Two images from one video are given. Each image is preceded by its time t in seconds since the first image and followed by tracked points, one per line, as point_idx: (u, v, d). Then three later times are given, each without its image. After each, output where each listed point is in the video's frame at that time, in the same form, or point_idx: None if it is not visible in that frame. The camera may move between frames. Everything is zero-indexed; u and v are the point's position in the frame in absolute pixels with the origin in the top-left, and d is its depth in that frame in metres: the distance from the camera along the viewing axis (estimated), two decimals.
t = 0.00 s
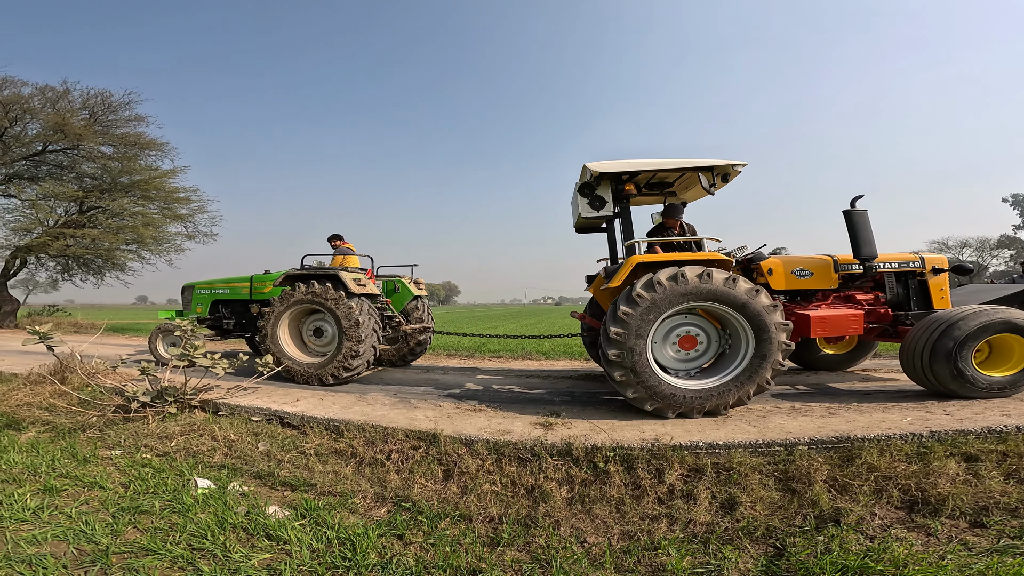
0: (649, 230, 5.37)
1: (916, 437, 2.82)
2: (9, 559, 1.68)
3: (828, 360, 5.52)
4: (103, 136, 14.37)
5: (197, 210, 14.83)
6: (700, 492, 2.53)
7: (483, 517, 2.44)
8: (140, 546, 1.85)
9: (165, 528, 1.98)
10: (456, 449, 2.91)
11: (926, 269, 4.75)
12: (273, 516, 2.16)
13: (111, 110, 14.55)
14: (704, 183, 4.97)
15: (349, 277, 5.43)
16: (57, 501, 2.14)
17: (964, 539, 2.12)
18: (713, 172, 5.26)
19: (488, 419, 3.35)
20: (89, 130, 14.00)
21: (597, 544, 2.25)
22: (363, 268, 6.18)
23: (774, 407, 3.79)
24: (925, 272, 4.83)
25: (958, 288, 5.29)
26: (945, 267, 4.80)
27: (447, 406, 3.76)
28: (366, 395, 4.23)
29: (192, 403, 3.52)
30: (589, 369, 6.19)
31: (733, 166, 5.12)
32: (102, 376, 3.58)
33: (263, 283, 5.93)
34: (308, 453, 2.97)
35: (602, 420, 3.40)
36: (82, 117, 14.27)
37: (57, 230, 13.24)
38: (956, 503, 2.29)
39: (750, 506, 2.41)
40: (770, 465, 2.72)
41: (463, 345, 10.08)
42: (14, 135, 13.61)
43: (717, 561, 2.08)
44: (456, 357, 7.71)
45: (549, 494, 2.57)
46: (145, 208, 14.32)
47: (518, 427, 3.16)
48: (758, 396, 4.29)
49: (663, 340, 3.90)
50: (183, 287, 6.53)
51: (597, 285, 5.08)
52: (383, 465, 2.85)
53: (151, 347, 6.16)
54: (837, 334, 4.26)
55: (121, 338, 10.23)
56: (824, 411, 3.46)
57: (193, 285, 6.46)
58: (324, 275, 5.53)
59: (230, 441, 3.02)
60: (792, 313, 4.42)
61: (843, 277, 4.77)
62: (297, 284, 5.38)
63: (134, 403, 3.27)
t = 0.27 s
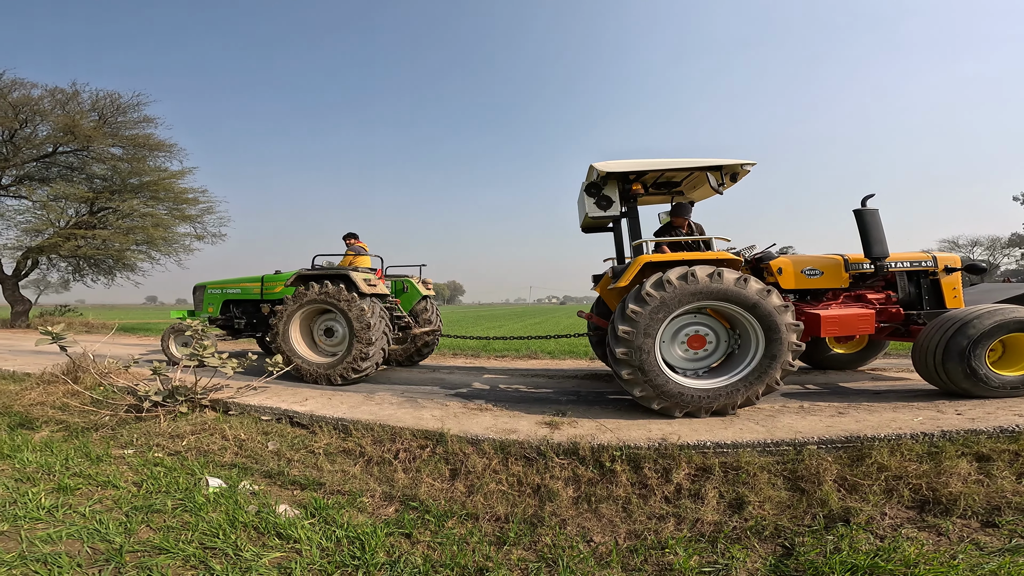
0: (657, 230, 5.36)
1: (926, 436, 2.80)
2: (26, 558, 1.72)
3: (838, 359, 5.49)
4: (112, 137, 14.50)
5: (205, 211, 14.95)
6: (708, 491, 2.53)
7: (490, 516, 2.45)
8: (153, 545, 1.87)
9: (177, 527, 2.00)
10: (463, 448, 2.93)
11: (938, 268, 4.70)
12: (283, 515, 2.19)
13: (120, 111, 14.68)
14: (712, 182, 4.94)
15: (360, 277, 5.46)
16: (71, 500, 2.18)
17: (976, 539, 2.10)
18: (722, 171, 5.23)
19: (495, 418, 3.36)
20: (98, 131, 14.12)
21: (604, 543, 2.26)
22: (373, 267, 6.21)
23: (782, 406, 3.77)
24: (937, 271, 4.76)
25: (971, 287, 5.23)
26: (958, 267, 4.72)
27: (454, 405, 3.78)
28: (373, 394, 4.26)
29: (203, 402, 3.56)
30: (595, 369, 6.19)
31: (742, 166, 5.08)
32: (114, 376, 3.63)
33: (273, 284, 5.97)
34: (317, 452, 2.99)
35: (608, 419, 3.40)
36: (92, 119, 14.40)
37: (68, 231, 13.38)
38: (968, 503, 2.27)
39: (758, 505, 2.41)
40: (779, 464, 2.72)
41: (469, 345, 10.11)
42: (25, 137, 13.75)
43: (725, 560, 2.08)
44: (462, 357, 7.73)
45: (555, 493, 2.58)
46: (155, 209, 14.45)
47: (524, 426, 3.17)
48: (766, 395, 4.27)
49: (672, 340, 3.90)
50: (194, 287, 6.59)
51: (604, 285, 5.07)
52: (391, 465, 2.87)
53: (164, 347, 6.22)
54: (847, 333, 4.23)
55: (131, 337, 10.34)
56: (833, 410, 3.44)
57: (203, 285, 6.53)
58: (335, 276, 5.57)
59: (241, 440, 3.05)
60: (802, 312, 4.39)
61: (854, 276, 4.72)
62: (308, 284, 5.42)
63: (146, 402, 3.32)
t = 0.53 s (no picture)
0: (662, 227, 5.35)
1: (935, 433, 2.80)
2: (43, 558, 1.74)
3: (844, 355, 5.48)
4: (117, 138, 14.55)
5: (210, 210, 15.00)
6: (716, 488, 2.53)
7: (498, 513, 2.47)
8: (168, 544, 1.90)
9: (191, 526, 2.03)
10: (470, 446, 2.94)
11: (945, 264, 4.68)
12: (295, 513, 2.21)
13: (124, 112, 14.72)
14: (718, 179, 4.92)
15: (365, 276, 5.48)
16: (86, 499, 2.20)
17: (986, 534, 2.10)
18: (727, 168, 5.21)
19: (501, 416, 3.38)
20: (103, 131, 14.16)
21: (612, 539, 2.27)
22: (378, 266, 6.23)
23: (788, 402, 3.77)
24: (944, 268, 4.74)
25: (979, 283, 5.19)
26: (966, 263, 4.69)
27: (460, 403, 3.79)
28: (380, 393, 4.28)
29: (212, 402, 3.59)
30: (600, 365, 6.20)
31: (747, 163, 5.06)
32: (125, 376, 3.66)
33: (280, 283, 6.00)
34: (326, 451, 3.01)
35: (614, 416, 3.41)
36: (96, 119, 14.44)
37: (74, 231, 13.46)
38: (978, 499, 2.27)
39: (768, 501, 2.41)
40: (788, 460, 2.72)
41: (473, 343, 10.14)
42: (30, 138, 13.79)
43: (734, 556, 2.09)
44: (466, 354, 7.76)
45: (562, 490, 2.59)
46: (160, 209, 14.52)
47: (531, 424, 3.18)
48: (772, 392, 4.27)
49: (678, 337, 3.89)
50: (200, 287, 6.62)
51: (608, 282, 5.06)
52: (399, 463, 2.89)
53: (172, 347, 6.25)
54: (854, 330, 4.21)
55: (138, 337, 10.42)
56: (841, 407, 3.43)
57: (210, 285, 6.56)
58: (340, 275, 5.59)
59: (250, 439, 3.07)
60: (809, 308, 4.37)
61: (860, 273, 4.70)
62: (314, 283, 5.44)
63: (156, 402, 3.34)
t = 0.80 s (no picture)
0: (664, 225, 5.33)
1: (943, 431, 2.78)
2: (48, 560, 1.73)
3: (847, 353, 5.46)
4: (117, 138, 14.54)
5: (211, 210, 15.01)
6: (723, 486, 2.52)
7: (502, 513, 2.46)
8: (173, 545, 1.89)
9: (196, 527, 2.02)
10: (474, 445, 2.93)
11: (949, 262, 4.67)
12: (300, 514, 2.20)
13: (124, 112, 14.71)
14: (720, 177, 4.91)
15: (367, 275, 5.47)
16: (89, 500, 2.19)
17: (996, 533, 2.09)
18: (730, 166, 5.20)
19: (504, 415, 3.36)
20: (103, 131, 14.14)
21: (617, 539, 2.26)
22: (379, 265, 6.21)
23: (793, 400, 3.76)
24: (948, 266, 4.74)
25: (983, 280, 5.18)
26: (969, 261, 4.69)
27: (463, 402, 3.78)
28: (383, 392, 4.27)
29: (215, 402, 3.58)
30: (602, 364, 6.19)
31: (750, 161, 5.04)
32: (127, 376, 3.65)
33: (281, 283, 5.99)
34: (329, 451, 3.01)
35: (618, 415, 3.40)
36: (96, 119, 14.43)
37: (75, 231, 13.45)
38: (987, 497, 2.26)
39: (775, 500, 2.40)
40: (795, 459, 2.71)
41: (475, 342, 10.12)
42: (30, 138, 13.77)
43: (742, 555, 2.08)
44: (467, 354, 7.75)
45: (567, 490, 2.58)
46: (161, 209, 14.51)
47: (534, 423, 3.17)
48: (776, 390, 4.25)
49: (681, 335, 3.88)
50: (202, 287, 6.61)
51: (610, 280, 5.05)
52: (403, 463, 2.88)
53: (173, 346, 6.24)
54: (858, 328, 4.20)
55: (140, 337, 10.41)
56: (846, 405, 3.42)
57: (211, 284, 6.55)
58: (342, 274, 5.58)
59: (254, 440, 3.07)
60: (812, 306, 4.35)
61: (864, 271, 4.67)
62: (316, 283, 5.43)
63: (159, 402, 3.34)
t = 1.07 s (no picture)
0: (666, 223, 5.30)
1: (953, 429, 2.75)
2: (41, 563, 1.70)
3: (850, 352, 5.41)
4: (115, 137, 14.48)
5: (209, 210, 14.97)
6: (730, 485, 2.49)
7: (506, 514, 2.43)
8: (171, 548, 1.85)
9: (195, 529, 1.98)
10: (477, 445, 2.90)
11: (953, 260, 4.65)
12: (301, 516, 2.17)
13: (122, 111, 14.66)
14: (723, 174, 4.88)
15: (368, 275, 5.44)
16: (86, 502, 2.16)
17: (1010, 532, 2.06)
18: (732, 164, 5.17)
19: (507, 415, 3.33)
20: (101, 131, 14.08)
21: (624, 539, 2.23)
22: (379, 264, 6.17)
23: (798, 399, 3.73)
24: (952, 264, 4.72)
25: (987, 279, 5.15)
26: (973, 260, 4.69)
27: (465, 402, 3.75)
28: (384, 392, 4.23)
29: (214, 402, 3.54)
30: (603, 363, 6.16)
31: (752, 158, 5.02)
32: (125, 376, 3.61)
33: (281, 282, 5.95)
34: (330, 451, 2.97)
35: (622, 414, 3.37)
36: (94, 119, 14.37)
37: (73, 231, 13.40)
38: (1000, 496, 2.23)
39: (784, 499, 2.37)
40: (802, 457, 2.67)
41: (475, 341, 10.09)
42: (27, 138, 13.70)
43: (751, 555, 2.05)
44: (468, 353, 7.71)
45: (572, 490, 2.55)
46: (159, 209, 14.46)
47: (537, 422, 3.14)
48: (780, 389, 4.22)
49: (684, 334, 3.85)
50: (201, 286, 6.57)
51: (611, 279, 5.01)
52: (405, 463, 2.85)
53: (172, 346, 6.20)
54: (862, 326, 4.17)
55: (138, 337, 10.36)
56: (853, 403, 3.39)
57: (210, 283, 6.51)
58: (343, 273, 5.55)
59: (254, 440, 3.03)
60: (816, 304, 4.32)
61: (867, 269, 4.64)
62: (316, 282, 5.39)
63: (157, 402, 3.30)
